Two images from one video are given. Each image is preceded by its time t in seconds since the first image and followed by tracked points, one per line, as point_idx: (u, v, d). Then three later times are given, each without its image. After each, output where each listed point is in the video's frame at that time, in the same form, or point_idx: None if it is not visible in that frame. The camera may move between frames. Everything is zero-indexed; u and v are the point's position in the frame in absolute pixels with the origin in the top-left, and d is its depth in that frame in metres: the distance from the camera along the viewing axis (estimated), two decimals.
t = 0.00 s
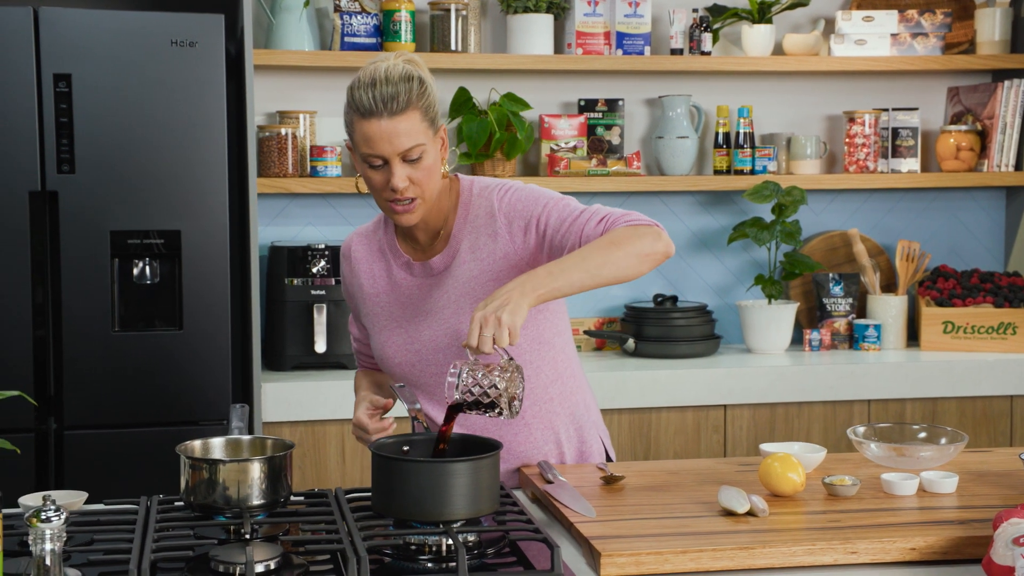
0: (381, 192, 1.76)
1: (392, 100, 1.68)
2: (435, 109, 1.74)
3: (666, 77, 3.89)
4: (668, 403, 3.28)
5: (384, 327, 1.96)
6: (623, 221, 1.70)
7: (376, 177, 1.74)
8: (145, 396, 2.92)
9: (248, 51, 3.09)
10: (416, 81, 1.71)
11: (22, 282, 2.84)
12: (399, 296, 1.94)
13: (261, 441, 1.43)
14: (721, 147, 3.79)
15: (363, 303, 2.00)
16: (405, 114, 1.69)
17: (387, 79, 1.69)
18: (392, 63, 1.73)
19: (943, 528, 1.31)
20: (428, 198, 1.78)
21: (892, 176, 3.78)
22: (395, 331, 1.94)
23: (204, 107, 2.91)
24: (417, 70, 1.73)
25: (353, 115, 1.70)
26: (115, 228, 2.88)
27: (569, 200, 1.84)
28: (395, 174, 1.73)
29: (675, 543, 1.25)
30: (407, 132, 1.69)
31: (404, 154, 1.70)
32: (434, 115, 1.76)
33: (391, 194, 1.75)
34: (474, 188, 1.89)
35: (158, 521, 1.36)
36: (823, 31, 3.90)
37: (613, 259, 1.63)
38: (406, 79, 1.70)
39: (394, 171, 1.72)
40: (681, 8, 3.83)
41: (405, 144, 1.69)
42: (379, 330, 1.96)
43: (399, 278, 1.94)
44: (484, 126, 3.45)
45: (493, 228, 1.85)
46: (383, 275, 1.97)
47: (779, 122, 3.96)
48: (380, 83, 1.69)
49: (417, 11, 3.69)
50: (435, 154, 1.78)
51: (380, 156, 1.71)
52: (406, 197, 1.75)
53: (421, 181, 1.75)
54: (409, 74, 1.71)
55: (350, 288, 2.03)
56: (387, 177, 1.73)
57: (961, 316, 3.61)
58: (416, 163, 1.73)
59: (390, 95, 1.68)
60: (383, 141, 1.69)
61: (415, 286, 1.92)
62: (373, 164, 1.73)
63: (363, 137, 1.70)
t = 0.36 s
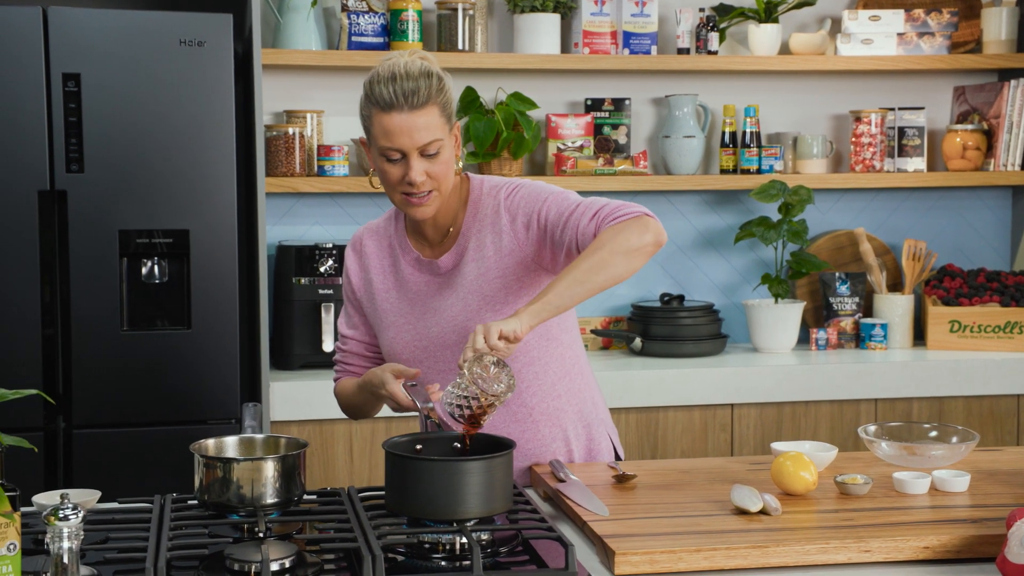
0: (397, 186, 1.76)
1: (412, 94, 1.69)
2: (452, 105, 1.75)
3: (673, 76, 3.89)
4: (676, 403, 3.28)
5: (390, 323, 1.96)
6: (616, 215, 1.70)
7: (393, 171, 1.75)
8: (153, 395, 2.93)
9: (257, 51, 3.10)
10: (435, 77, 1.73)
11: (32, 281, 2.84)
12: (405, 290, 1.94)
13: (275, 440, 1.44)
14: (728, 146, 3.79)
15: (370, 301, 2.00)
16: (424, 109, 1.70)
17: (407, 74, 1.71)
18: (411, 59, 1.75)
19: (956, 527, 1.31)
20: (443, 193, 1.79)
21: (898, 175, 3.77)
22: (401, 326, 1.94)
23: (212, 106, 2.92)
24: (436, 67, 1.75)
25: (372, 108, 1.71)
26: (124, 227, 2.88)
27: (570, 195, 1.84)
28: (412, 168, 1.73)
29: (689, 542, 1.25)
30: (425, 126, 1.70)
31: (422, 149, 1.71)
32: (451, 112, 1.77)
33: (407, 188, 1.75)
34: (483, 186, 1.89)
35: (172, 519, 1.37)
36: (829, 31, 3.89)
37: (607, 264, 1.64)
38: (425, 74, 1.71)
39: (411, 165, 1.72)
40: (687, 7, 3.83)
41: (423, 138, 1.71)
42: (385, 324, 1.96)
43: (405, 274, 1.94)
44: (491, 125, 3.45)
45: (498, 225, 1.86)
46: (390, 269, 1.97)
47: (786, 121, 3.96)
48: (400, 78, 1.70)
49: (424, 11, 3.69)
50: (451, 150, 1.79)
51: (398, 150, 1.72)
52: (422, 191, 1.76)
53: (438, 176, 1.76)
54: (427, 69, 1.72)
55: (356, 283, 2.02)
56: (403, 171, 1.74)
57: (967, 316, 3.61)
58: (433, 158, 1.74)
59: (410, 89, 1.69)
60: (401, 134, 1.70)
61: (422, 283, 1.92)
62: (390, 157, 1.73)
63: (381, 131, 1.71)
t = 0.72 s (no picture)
0: (425, 171, 1.80)
1: (449, 80, 1.75)
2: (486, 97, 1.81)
3: (678, 75, 3.89)
4: (681, 402, 3.28)
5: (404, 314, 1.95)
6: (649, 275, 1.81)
7: (424, 155, 1.79)
8: (161, 394, 2.93)
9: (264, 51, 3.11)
10: (472, 66, 1.78)
11: (39, 281, 2.85)
12: (422, 281, 1.95)
13: (286, 439, 1.44)
14: (733, 146, 3.79)
15: (383, 289, 1.99)
16: (459, 96, 1.76)
17: (446, 61, 1.77)
18: (450, 49, 1.81)
19: (967, 526, 1.32)
20: (470, 183, 1.83)
21: (903, 174, 3.77)
22: (417, 316, 1.94)
23: (219, 105, 2.92)
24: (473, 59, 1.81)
25: (410, 91, 1.76)
26: (131, 226, 2.89)
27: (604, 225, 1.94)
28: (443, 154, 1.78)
29: (701, 541, 1.26)
30: (457, 112, 1.75)
31: (454, 134, 1.76)
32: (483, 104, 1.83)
33: (436, 172, 1.79)
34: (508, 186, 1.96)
35: (184, 519, 1.37)
36: (834, 30, 3.89)
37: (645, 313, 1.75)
38: (464, 63, 1.77)
39: (443, 149, 1.77)
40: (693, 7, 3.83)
41: (456, 124, 1.76)
42: (399, 315, 1.96)
43: (425, 265, 1.95)
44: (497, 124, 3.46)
45: (532, 224, 1.92)
46: (407, 261, 1.98)
47: (791, 120, 3.96)
48: (439, 63, 1.76)
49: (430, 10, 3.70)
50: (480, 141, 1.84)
51: (432, 133, 1.76)
52: (450, 176, 1.79)
53: (467, 163, 1.80)
54: (465, 59, 1.78)
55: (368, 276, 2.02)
56: (434, 155, 1.78)
57: (972, 315, 3.60)
58: (464, 145, 1.79)
59: (448, 75, 1.75)
60: (435, 118, 1.75)
61: (445, 274, 1.94)
62: (422, 140, 1.78)
63: (417, 113, 1.76)
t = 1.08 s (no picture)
0: (453, 163, 1.81)
1: (486, 75, 1.78)
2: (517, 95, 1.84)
3: (679, 75, 3.90)
4: (683, 401, 3.29)
5: (419, 307, 1.95)
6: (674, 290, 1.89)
7: (453, 147, 1.80)
8: (164, 394, 2.93)
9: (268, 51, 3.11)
10: (508, 64, 1.81)
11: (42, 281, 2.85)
12: (439, 275, 1.95)
13: (295, 439, 1.44)
14: (734, 145, 3.80)
15: (395, 279, 1.98)
16: (493, 91, 1.78)
17: (483, 55, 1.79)
18: (485, 45, 1.83)
19: (973, 525, 1.32)
20: (494, 178, 1.86)
21: (904, 174, 3.78)
22: (434, 309, 1.94)
23: (221, 105, 2.92)
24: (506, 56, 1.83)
25: (445, 82, 1.79)
26: (134, 226, 2.89)
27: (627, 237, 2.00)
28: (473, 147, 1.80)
29: (709, 540, 1.26)
30: (490, 107, 1.78)
31: (486, 128, 1.79)
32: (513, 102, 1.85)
33: (464, 164, 1.81)
34: (531, 187, 1.99)
35: (192, 518, 1.37)
36: (835, 30, 3.90)
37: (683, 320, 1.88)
38: (500, 59, 1.80)
39: (474, 142, 1.79)
40: (694, 7, 3.83)
41: (489, 119, 1.78)
42: (413, 308, 1.95)
43: (443, 259, 1.96)
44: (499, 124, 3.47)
45: (557, 224, 1.95)
46: (422, 254, 1.97)
47: (792, 120, 3.96)
48: (476, 57, 1.79)
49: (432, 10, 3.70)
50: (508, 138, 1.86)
51: (464, 125, 1.78)
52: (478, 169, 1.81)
53: (494, 158, 1.82)
54: (501, 55, 1.81)
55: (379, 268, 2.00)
56: (464, 148, 1.79)
57: (973, 315, 3.61)
58: (494, 140, 1.81)
59: (485, 70, 1.77)
60: (469, 111, 1.77)
61: (463, 267, 1.95)
62: (452, 132, 1.80)
63: (452, 104, 1.78)
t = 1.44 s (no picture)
0: (457, 165, 1.82)
1: (493, 78, 1.78)
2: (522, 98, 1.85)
3: (670, 76, 3.91)
4: (676, 401, 3.30)
5: (420, 308, 1.94)
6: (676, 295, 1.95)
7: (458, 149, 1.81)
8: (156, 395, 2.93)
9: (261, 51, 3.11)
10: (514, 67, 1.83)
11: (34, 281, 2.84)
12: (441, 276, 1.95)
13: (293, 439, 1.44)
14: (725, 146, 3.81)
15: (396, 280, 1.97)
16: (499, 94, 1.79)
17: (490, 58, 1.80)
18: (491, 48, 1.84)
19: (968, 523, 1.34)
20: (496, 180, 1.87)
21: (893, 175, 3.80)
22: (437, 310, 1.93)
23: (213, 106, 2.92)
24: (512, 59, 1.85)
25: (452, 84, 1.79)
26: (127, 227, 2.88)
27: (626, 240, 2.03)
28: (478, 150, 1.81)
29: (706, 539, 1.27)
30: (496, 110, 1.79)
31: (491, 131, 1.80)
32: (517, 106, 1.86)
33: (468, 167, 1.82)
34: (531, 188, 2.00)
35: (190, 519, 1.37)
36: (826, 31, 3.91)
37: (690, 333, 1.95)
38: (507, 63, 1.81)
39: (479, 145, 1.80)
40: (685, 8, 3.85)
41: (495, 122, 1.79)
42: (415, 310, 1.95)
43: (444, 260, 1.96)
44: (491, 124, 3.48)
45: (560, 226, 1.97)
46: (423, 256, 1.97)
47: (783, 121, 3.98)
48: (483, 60, 1.79)
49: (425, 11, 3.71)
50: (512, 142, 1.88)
51: (469, 127, 1.79)
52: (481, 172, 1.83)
53: (497, 161, 1.83)
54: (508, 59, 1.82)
55: (379, 270, 1.99)
56: (469, 150, 1.81)
57: (963, 314, 3.63)
58: (498, 143, 1.82)
59: (492, 73, 1.78)
60: (475, 113, 1.79)
61: (466, 268, 1.95)
62: (457, 134, 1.80)
63: (458, 106, 1.79)
